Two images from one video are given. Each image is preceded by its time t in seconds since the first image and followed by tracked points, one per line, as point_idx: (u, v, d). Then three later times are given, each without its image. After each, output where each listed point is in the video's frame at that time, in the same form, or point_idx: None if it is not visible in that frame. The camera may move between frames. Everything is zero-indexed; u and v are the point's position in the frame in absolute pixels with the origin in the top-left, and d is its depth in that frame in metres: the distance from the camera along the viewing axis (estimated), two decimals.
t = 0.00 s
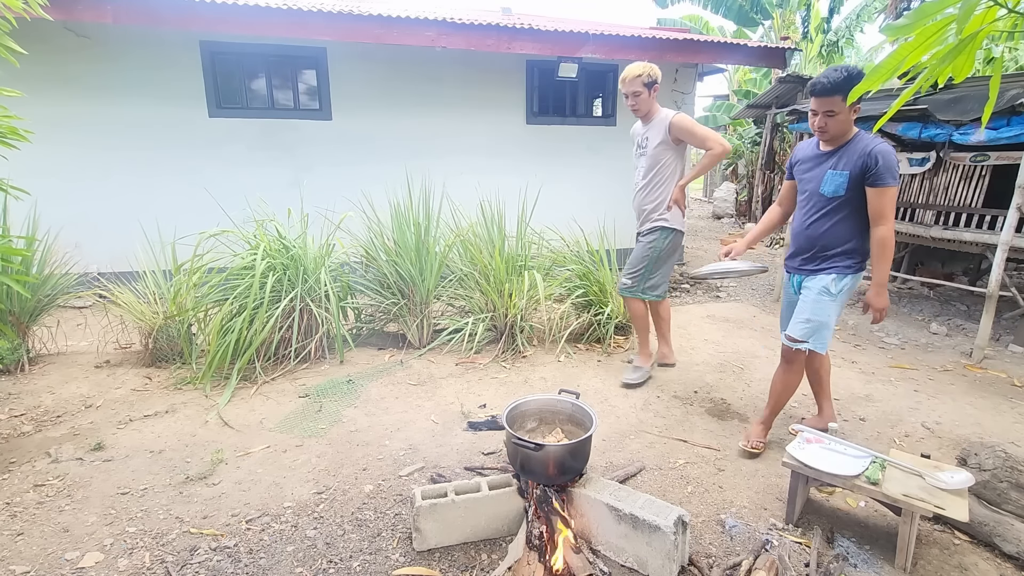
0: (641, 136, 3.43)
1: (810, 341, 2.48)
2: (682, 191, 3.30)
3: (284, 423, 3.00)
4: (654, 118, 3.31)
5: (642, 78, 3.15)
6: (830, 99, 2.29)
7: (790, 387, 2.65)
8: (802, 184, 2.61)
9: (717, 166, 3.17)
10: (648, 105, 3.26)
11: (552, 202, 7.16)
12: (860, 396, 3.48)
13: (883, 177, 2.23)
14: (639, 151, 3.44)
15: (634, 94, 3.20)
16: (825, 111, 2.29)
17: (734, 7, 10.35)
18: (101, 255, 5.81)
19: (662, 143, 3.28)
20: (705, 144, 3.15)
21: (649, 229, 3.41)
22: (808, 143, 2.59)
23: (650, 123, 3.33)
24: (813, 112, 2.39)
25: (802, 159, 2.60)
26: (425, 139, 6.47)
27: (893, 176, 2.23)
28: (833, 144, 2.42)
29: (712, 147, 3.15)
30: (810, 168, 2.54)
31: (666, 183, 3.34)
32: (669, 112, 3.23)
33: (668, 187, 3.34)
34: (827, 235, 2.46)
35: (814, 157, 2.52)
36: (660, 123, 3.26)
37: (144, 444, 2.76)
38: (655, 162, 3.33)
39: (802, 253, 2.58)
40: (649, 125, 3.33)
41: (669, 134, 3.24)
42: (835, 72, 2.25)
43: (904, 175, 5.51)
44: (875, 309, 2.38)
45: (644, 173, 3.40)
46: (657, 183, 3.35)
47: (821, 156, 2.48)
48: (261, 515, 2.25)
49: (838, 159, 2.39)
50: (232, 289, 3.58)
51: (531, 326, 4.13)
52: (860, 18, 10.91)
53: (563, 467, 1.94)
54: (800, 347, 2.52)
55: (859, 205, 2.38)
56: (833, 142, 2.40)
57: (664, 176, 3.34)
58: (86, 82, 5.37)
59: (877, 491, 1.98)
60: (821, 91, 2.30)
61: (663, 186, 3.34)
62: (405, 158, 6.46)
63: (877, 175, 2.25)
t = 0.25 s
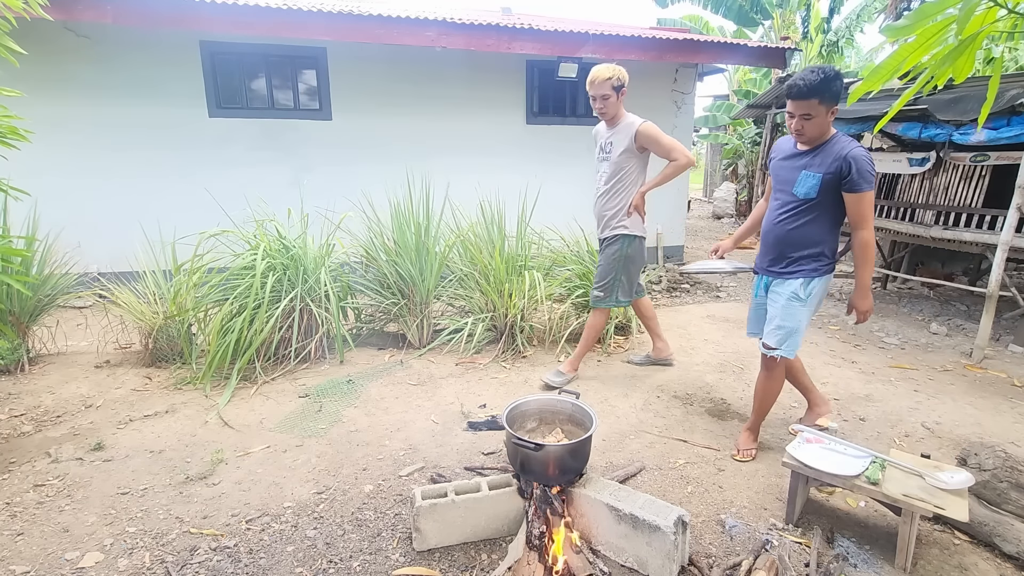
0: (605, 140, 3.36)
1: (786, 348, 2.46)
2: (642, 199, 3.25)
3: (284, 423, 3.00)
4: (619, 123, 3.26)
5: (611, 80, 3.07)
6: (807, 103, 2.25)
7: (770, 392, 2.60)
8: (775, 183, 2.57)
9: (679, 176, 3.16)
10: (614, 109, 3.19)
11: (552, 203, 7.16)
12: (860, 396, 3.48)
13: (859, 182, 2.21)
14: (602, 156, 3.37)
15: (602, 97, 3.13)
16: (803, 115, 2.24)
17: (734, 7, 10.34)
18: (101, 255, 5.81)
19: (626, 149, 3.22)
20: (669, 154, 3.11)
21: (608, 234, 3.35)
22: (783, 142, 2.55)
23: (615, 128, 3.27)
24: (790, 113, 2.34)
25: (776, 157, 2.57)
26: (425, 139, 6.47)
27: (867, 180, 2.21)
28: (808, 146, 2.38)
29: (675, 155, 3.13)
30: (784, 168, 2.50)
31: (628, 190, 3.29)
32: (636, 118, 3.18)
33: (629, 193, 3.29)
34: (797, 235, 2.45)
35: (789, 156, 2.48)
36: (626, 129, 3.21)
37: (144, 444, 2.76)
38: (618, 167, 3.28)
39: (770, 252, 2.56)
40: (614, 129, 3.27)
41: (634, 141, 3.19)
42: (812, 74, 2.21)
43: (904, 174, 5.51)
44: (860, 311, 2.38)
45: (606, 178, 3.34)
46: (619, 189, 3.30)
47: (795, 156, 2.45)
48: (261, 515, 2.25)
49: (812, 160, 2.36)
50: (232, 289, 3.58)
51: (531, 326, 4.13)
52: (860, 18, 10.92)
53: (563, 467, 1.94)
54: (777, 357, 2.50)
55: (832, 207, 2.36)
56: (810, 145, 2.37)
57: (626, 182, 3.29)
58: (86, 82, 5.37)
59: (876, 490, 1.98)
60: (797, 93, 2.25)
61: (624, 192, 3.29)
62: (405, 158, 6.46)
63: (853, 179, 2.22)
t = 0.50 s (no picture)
0: (566, 134, 3.28)
1: (783, 350, 2.44)
2: (602, 195, 3.18)
3: (284, 423, 3.00)
4: (582, 117, 3.18)
5: (573, 73, 2.99)
6: (788, 102, 2.20)
7: (773, 393, 2.58)
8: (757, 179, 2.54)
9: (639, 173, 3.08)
10: (576, 102, 3.11)
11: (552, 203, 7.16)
12: (860, 396, 3.48)
13: (839, 181, 2.18)
14: (564, 150, 3.30)
15: (563, 89, 3.04)
16: (783, 115, 2.20)
17: (734, 7, 10.34)
18: (101, 255, 5.81)
19: (587, 144, 3.15)
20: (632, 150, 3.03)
21: (568, 230, 3.28)
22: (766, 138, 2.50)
23: (578, 122, 3.20)
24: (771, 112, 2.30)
25: (759, 153, 2.52)
26: (425, 139, 6.47)
27: (848, 180, 2.18)
28: (791, 144, 2.35)
29: (636, 152, 3.04)
30: (766, 165, 2.47)
31: (589, 185, 3.22)
32: (599, 112, 3.11)
33: (590, 189, 3.22)
34: (780, 234, 2.43)
35: (773, 152, 2.44)
36: (589, 123, 3.13)
37: (144, 444, 2.76)
38: (580, 162, 3.20)
39: (752, 250, 2.54)
40: (576, 123, 3.19)
41: (596, 135, 3.12)
42: (790, 73, 2.15)
43: (904, 174, 5.51)
44: (784, 305, 2.29)
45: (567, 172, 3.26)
46: (580, 184, 3.23)
47: (779, 154, 2.41)
48: (261, 515, 2.25)
49: (795, 158, 2.32)
50: (232, 289, 3.58)
51: (531, 326, 4.12)
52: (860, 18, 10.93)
53: (564, 467, 1.94)
54: (776, 360, 2.49)
55: (812, 205, 2.33)
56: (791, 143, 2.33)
57: (586, 177, 3.21)
58: (86, 82, 5.37)
59: (877, 490, 1.98)
60: (776, 92, 2.20)
61: (585, 188, 3.22)
62: (405, 158, 6.46)
63: (832, 179, 2.19)
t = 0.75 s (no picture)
0: (531, 135, 3.28)
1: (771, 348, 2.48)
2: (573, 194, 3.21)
3: (284, 423, 3.00)
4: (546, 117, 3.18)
5: (533, 74, 2.99)
6: (767, 107, 2.17)
7: (767, 392, 2.59)
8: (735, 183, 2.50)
9: (610, 172, 3.13)
10: (540, 102, 3.11)
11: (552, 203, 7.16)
12: (860, 397, 3.48)
13: (824, 184, 2.19)
14: (530, 151, 3.28)
15: (525, 90, 3.03)
16: (764, 119, 2.18)
17: (734, 7, 10.34)
18: (101, 255, 5.81)
19: (556, 144, 3.15)
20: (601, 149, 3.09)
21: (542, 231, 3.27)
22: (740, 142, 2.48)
23: (542, 122, 3.19)
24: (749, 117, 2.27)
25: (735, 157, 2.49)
26: (425, 138, 6.47)
27: (832, 182, 2.20)
28: (769, 148, 2.33)
29: (606, 151, 3.10)
30: (744, 170, 2.44)
31: (560, 185, 3.23)
32: (563, 112, 3.13)
33: (562, 188, 3.24)
34: (766, 238, 2.41)
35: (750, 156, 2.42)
36: (554, 123, 3.14)
37: (144, 444, 2.76)
38: (548, 163, 3.21)
39: (737, 254, 2.51)
40: (541, 123, 3.19)
41: (563, 135, 3.13)
42: (768, 78, 2.13)
43: (904, 174, 5.51)
44: (764, 297, 2.21)
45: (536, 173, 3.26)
46: (551, 184, 3.23)
47: (757, 157, 2.39)
48: (261, 515, 2.25)
49: (777, 162, 2.30)
50: (232, 289, 3.58)
51: (530, 326, 4.12)
52: (860, 18, 10.94)
53: (564, 467, 1.94)
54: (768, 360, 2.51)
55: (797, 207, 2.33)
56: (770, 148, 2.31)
57: (558, 177, 3.22)
58: (86, 82, 5.37)
59: (877, 491, 1.98)
60: (755, 96, 2.17)
61: (557, 187, 3.23)
62: (406, 158, 6.46)
63: (818, 182, 2.20)
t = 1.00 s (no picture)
0: (481, 137, 3.14)
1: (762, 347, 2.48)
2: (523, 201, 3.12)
3: (284, 423, 3.00)
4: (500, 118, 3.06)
5: (487, 72, 2.87)
6: (714, 130, 2.09)
7: (758, 391, 2.59)
8: (685, 202, 2.42)
9: (558, 178, 3.05)
10: (493, 103, 2.99)
11: (552, 203, 7.17)
12: (860, 397, 3.48)
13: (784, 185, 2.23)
14: (481, 154, 3.14)
15: (480, 89, 2.90)
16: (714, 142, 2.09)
17: (734, 7, 10.34)
18: (101, 255, 5.81)
19: (508, 146, 3.04)
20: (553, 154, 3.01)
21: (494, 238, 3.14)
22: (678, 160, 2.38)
23: (495, 124, 3.07)
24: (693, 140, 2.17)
25: (677, 175, 2.39)
26: (424, 138, 6.47)
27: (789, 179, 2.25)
28: (716, 166, 2.25)
29: (557, 156, 3.02)
30: (695, 191, 2.35)
31: (512, 190, 3.11)
32: (518, 114, 3.02)
33: (513, 194, 3.12)
34: (737, 247, 2.39)
35: (694, 173, 2.34)
36: (508, 125, 3.03)
37: (144, 444, 2.76)
38: (500, 167, 3.08)
39: (711, 267, 2.46)
40: (493, 125, 3.07)
41: (516, 138, 3.02)
42: (713, 100, 2.04)
43: (904, 174, 5.51)
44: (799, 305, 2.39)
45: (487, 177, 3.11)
46: (502, 189, 3.10)
47: (705, 175, 2.31)
48: (261, 515, 2.26)
49: (732, 176, 2.26)
50: (232, 289, 3.58)
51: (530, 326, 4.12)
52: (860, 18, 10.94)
53: (563, 467, 1.94)
54: (758, 359, 2.52)
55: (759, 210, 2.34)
56: (718, 166, 2.24)
57: (510, 181, 3.10)
58: (85, 82, 5.37)
59: (877, 490, 1.98)
60: (701, 120, 2.07)
61: (508, 192, 3.11)
62: (406, 158, 6.47)
63: (780, 185, 2.23)
